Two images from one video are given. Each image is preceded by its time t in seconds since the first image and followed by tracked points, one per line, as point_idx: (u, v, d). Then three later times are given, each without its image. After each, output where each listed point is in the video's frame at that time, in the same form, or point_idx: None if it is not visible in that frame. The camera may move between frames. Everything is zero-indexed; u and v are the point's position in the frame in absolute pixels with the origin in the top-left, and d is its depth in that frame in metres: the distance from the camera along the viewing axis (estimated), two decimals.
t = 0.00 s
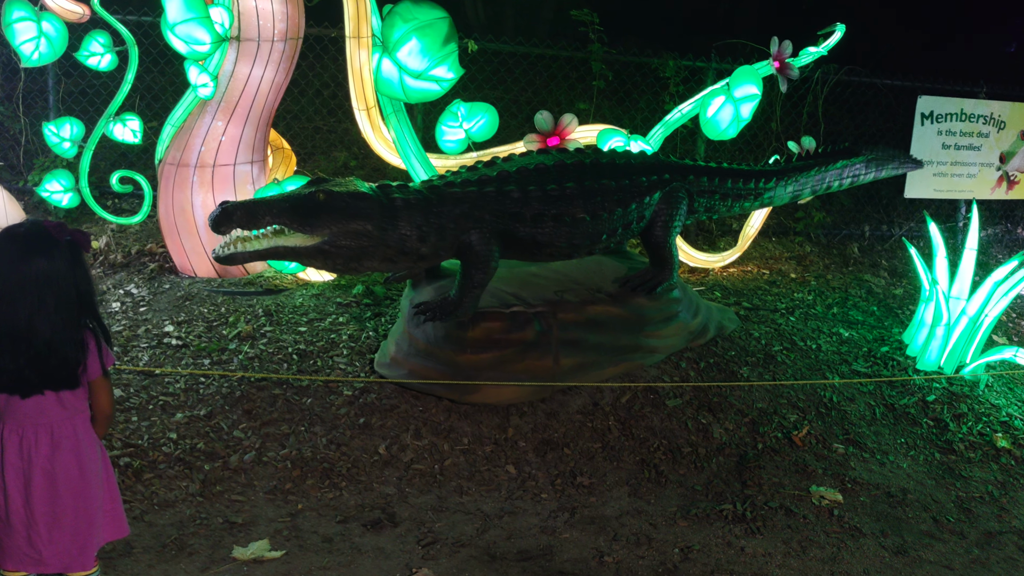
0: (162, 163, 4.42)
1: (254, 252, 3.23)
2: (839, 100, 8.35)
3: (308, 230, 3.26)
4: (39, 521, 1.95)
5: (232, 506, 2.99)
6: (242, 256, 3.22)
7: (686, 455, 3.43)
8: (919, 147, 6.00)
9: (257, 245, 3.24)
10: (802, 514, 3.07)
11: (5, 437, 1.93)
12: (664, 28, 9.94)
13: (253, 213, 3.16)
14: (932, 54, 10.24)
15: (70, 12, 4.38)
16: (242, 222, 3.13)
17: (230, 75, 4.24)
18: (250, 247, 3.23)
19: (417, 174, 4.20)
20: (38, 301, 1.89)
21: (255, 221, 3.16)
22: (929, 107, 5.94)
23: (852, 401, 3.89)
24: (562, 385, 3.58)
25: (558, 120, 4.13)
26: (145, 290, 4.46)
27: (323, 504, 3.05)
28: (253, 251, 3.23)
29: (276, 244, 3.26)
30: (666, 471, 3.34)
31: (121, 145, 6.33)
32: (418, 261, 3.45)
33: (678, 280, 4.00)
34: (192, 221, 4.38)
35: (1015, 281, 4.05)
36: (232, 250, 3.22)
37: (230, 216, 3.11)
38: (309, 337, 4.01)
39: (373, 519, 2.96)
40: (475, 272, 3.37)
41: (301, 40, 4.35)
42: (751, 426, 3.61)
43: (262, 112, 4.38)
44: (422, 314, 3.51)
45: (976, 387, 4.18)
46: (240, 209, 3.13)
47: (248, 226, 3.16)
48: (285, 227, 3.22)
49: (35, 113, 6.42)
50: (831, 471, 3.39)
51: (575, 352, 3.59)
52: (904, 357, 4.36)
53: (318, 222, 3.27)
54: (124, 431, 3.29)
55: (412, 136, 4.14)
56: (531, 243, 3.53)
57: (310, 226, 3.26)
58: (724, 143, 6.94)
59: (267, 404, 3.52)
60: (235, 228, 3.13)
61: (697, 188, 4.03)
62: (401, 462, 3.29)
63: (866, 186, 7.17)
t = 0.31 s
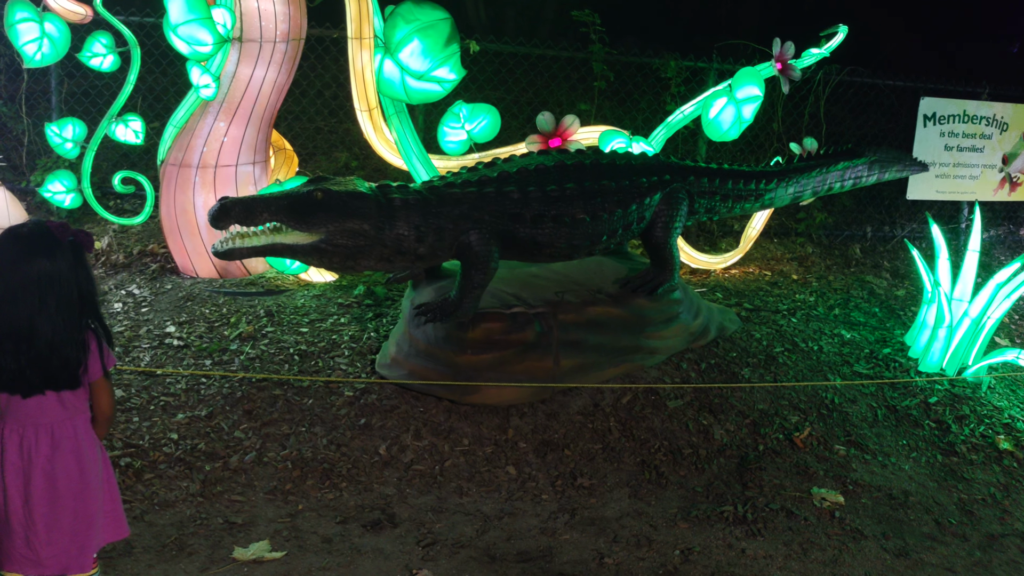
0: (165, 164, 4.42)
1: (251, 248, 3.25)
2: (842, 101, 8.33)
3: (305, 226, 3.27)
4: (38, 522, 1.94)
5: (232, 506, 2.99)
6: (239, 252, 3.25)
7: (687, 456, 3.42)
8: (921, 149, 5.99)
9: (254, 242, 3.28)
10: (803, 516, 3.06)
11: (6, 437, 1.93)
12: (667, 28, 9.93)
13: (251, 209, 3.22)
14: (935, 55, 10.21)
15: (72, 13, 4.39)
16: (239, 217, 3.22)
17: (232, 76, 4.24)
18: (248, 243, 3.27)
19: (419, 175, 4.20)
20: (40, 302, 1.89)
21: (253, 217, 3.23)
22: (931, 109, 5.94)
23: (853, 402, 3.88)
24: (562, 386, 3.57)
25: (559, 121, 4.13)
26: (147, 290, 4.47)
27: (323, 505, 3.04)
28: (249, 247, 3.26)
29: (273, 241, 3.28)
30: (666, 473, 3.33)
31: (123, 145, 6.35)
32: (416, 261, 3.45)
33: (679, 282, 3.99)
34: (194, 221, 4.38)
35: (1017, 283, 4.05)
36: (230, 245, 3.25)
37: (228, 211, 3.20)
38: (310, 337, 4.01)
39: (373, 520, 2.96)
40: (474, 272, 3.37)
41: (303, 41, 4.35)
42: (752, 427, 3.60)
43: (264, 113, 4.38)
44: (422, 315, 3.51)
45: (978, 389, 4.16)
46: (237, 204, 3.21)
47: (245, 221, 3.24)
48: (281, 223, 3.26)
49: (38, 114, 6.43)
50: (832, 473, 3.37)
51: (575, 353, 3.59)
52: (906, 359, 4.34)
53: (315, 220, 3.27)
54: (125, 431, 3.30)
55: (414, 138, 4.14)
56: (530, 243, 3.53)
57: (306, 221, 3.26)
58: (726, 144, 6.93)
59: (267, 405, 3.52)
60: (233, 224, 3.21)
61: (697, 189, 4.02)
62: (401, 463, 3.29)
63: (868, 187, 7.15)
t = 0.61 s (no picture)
0: (164, 165, 4.41)
1: (249, 245, 3.24)
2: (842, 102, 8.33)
3: (302, 226, 3.27)
4: (35, 524, 1.93)
5: (231, 508, 2.99)
6: (236, 249, 3.23)
7: (687, 457, 3.41)
8: (922, 150, 5.99)
9: (252, 240, 3.26)
10: (803, 517, 3.06)
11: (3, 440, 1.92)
12: (667, 29, 9.93)
13: (248, 208, 3.20)
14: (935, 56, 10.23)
15: (72, 13, 4.38)
16: (236, 216, 3.20)
17: (232, 77, 4.24)
18: (245, 240, 3.25)
19: (419, 175, 4.20)
20: (38, 303, 1.89)
21: (249, 215, 3.21)
22: (931, 110, 5.94)
23: (854, 404, 3.87)
24: (562, 387, 3.57)
25: (560, 122, 4.13)
26: (147, 291, 4.46)
27: (322, 506, 3.04)
28: (247, 245, 3.24)
29: (270, 239, 3.28)
30: (666, 474, 3.32)
31: (123, 146, 6.34)
32: (412, 261, 3.45)
33: (679, 283, 3.99)
34: (193, 222, 4.38)
35: (1018, 284, 4.04)
36: (227, 243, 3.23)
37: (225, 209, 3.18)
38: (310, 338, 4.01)
39: (372, 521, 2.96)
40: (473, 273, 3.36)
41: (303, 41, 4.34)
42: (752, 429, 3.59)
43: (264, 113, 4.37)
44: (422, 317, 3.51)
45: (979, 391, 4.15)
46: (233, 203, 3.19)
47: (242, 220, 3.22)
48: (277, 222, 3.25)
49: (38, 114, 6.43)
50: (832, 475, 3.37)
51: (575, 354, 3.58)
52: (907, 360, 4.34)
53: (311, 219, 3.27)
54: (124, 433, 3.30)
55: (414, 138, 4.16)
56: (529, 244, 3.52)
57: (303, 221, 3.26)
58: (726, 145, 6.93)
59: (267, 406, 3.52)
60: (230, 221, 3.20)
61: (697, 190, 4.02)
62: (401, 464, 3.29)
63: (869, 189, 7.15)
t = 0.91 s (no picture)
0: (165, 166, 4.42)
1: (248, 246, 3.23)
2: (842, 103, 8.35)
3: (301, 227, 3.28)
4: (37, 526, 1.95)
5: (233, 508, 2.99)
6: (236, 250, 3.21)
7: (688, 458, 3.42)
8: (921, 151, 5.99)
9: (251, 240, 3.26)
10: (803, 518, 3.06)
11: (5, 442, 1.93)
12: (667, 30, 9.95)
13: (246, 208, 3.20)
14: (935, 57, 10.25)
15: (73, 15, 4.38)
16: (235, 216, 3.19)
17: (233, 78, 4.24)
18: (244, 241, 3.25)
19: (419, 176, 4.21)
20: (37, 306, 1.89)
21: (248, 216, 3.21)
22: (931, 111, 5.96)
23: (854, 404, 3.88)
24: (562, 388, 3.58)
25: (560, 123, 4.13)
26: (148, 292, 4.47)
27: (324, 507, 3.05)
28: (246, 245, 3.23)
29: (270, 240, 3.27)
30: (667, 474, 3.33)
31: (124, 147, 6.35)
32: (411, 262, 3.47)
33: (679, 284, 4.00)
34: (194, 223, 4.39)
35: (1017, 285, 4.04)
36: (225, 243, 3.21)
37: (223, 210, 3.17)
38: (311, 339, 4.01)
39: (373, 522, 2.97)
40: (473, 274, 3.37)
41: (304, 43, 4.35)
42: (752, 430, 3.60)
43: (265, 115, 4.38)
44: (422, 318, 3.51)
45: (979, 392, 4.16)
46: (233, 203, 3.18)
47: (241, 219, 3.21)
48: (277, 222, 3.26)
49: (39, 115, 6.44)
50: (832, 475, 3.38)
51: (576, 355, 3.59)
52: (906, 361, 4.35)
53: (309, 220, 3.28)
54: (126, 434, 3.30)
55: (414, 139, 4.17)
56: (528, 246, 3.53)
57: (302, 222, 3.27)
58: (725, 146, 6.93)
59: (268, 407, 3.52)
60: (229, 222, 3.18)
61: (696, 192, 4.03)
62: (402, 465, 3.30)
63: (869, 190, 7.17)
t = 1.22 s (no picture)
0: (168, 167, 4.41)
1: (253, 254, 3.21)
2: (844, 105, 8.35)
3: (302, 230, 3.23)
4: (39, 529, 1.94)
5: (236, 510, 2.99)
6: (239, 258, 3.19)
7: (691, 460, 3.41)
8: (924, 153, 5.99)
9: (255, 248, 3.23)
10: (807, 520, 3.06)
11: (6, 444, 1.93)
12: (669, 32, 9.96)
13: (249, 213, 3.17)
14: (937, 59, 10.26)
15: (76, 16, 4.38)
16: (237, 222, 3.15)
17: (236, 79, 4.24)
18: (248, 249, 3.22)
19: (422, 177, 4.22)
20: (40, 308, 1.88)
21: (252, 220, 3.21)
22: (934, 113, 5.94)
23: (857, 406, 3.88)
24: (566, 389, 3.57)
25: (563, 125, 4.13)
26: (150, 294, 4.46)
27: (328, 509, 3.04)
28: (250, 253, 3.21)
29: (274, 247, 3.27)
30: (671, 476, 3.33)
31: (126, 148, 6.35)
32: (416, 265, 3.46)
33: (683, 285, 3.99)
34: (197, 225, 4.38)
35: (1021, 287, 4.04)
36: (229, 252, 3.18)
37: (226, 215, 3.13)
38: (314, 340, 4.01)
39: (377, 524, 2.96)
40: (476, 276, 3.37)
41: (307, 44, 4.35)
42: (756, 431, 3.60)
43: (268, 116, 4.37)
44: (425, 319, 3.51)
45: (983, 394, 4.14)
46: (236, 210, 3.14)
47: (244, 224, 3.17)
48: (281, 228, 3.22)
49: (41, 116, 6.44)
50: (836, 477, 3.37)
51: (579, 357, 3.59)
52: (910, 363, 4.35)
53: (312, 223, 3.24)
54: (129, 435, 3.30)
55: (417, 141, 4.18)
56: (530, 247, 3.52)
57: (304, 225, 3.23)
58: (728, 148, 6.93)
59: (271, 408, 3.52)
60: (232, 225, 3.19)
61: (698, 194, 4.02)
62: (406, 467, 3.29)
63: (871, 192, 7.17)
